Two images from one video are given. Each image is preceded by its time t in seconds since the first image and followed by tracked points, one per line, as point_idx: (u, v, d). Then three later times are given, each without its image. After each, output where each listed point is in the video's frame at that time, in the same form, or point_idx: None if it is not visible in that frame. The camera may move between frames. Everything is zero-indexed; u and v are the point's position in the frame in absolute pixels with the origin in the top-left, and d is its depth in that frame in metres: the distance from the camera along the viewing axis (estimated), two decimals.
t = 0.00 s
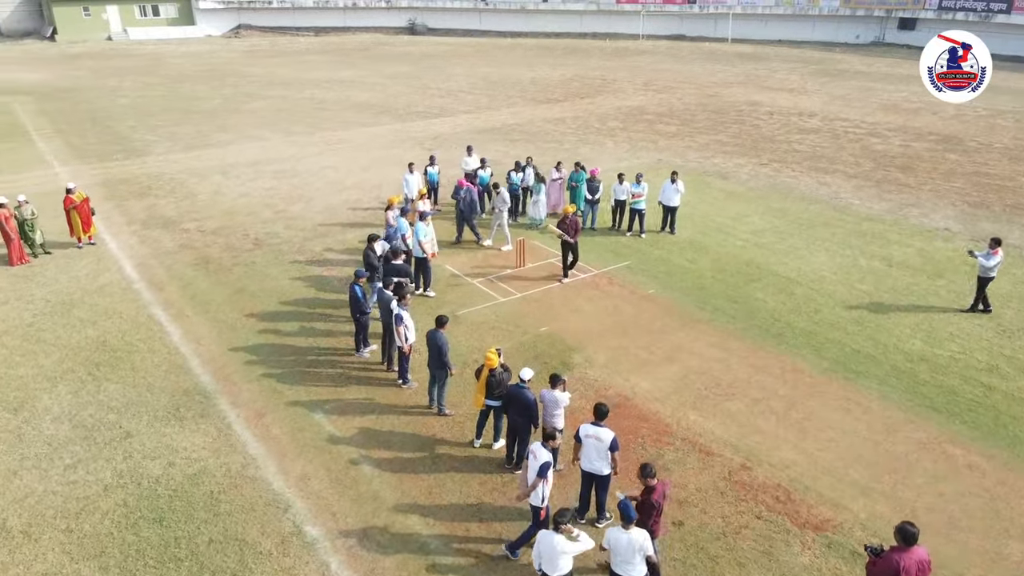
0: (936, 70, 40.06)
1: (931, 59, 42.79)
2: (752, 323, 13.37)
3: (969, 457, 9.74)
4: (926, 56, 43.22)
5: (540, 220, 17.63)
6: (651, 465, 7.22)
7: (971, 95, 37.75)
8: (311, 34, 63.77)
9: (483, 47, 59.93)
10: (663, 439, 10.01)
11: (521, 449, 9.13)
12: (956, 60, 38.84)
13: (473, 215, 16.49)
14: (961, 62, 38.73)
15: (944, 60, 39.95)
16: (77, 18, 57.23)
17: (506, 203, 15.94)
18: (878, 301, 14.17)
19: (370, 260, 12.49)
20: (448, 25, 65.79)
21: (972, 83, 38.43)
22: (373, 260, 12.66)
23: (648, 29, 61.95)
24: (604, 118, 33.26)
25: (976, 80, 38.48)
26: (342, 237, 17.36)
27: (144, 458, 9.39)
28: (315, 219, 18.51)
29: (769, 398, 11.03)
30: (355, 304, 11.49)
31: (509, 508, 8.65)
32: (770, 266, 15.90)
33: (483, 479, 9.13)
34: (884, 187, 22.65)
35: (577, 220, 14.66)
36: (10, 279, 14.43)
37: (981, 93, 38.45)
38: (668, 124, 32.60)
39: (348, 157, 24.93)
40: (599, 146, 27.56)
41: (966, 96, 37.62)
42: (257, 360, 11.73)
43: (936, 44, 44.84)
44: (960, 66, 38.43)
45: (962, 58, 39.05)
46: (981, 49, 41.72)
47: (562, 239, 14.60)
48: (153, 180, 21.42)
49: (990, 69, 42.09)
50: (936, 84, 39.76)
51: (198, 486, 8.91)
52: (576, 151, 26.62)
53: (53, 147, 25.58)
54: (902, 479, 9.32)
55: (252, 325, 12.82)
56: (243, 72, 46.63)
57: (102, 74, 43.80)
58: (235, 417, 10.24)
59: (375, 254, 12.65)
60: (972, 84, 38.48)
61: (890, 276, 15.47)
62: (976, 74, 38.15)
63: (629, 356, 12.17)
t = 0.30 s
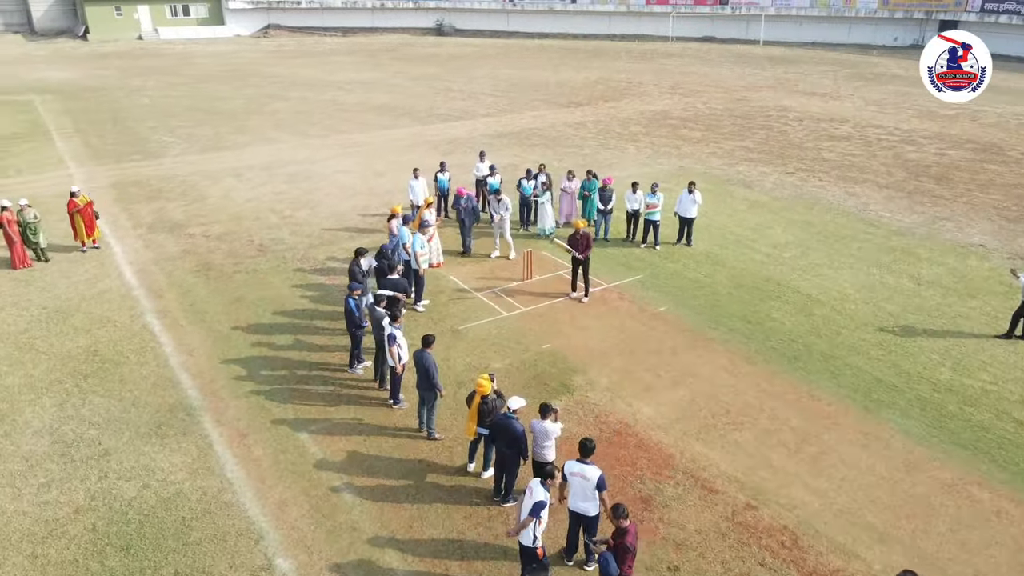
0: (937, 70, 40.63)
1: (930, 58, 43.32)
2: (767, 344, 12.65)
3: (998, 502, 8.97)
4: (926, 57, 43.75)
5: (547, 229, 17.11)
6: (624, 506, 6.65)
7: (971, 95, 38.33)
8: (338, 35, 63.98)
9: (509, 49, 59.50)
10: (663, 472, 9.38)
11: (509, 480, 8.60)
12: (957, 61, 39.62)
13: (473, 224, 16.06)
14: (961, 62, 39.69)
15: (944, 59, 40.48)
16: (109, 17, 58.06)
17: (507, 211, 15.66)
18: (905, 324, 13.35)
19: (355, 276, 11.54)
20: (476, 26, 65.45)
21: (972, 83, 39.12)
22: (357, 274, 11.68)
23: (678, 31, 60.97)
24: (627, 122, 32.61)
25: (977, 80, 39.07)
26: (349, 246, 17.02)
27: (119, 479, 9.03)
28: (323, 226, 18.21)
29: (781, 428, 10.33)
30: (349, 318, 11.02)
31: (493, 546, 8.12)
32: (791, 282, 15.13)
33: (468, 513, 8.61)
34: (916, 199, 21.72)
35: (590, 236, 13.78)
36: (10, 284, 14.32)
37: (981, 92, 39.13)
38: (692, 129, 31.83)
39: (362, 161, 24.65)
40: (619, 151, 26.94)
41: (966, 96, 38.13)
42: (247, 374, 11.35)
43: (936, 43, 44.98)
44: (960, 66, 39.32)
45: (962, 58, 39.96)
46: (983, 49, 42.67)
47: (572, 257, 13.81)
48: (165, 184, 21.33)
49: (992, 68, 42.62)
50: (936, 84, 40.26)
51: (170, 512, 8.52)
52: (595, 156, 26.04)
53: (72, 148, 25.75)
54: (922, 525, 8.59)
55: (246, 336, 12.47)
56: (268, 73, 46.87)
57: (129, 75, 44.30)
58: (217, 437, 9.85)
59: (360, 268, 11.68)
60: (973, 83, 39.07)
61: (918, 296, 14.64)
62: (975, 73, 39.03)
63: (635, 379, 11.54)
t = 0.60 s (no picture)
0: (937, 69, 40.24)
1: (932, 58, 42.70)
2: (781, 365, 11.99)
3: None
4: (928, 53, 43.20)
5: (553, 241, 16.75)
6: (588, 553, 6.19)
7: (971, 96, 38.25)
8: (368, 35, 64.08)
9: (538, 50, 58.99)
10: (659, 504, 8.84)
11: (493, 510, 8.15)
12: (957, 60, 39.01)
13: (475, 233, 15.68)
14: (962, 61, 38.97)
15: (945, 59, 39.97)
16: (142, 16, 58.81)
17: (509, 215, 15.22)
18: (931, 348, 12.58)
19: (343, 286, 10.97)
20: (505, 27, 65.10)
21: (972, 83, 38.65)
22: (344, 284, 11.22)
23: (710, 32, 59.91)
24: (651, 126, 31.93)
25: (976, 81, 38.59)
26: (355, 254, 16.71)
27: (95, 494, 8.78)
28: (331, 233, 17.96)
29: (789, 458, 9.71)
30: (344, 332, 10.60)
31: None
32: (810, 299, 14.40)
33: (449, 543, 8.19)
34: (950, 211, 20.76)
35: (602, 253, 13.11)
36: (14, 285, 14.32)
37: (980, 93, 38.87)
38: (718, 135, 30.97)
39: (378, 164, 24.41)
40: (640, 157, 26.25)
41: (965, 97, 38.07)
42: (237, 385, 11.09)
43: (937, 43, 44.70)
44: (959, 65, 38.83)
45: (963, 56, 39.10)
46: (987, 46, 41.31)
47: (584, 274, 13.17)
48: (180, 186, 21.34)
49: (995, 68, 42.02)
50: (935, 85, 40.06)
51: (142, 532, 8.23)
52: (615, 162, 25.39)
53: (93, 149, 25.99)
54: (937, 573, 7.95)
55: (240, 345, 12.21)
56: (295, 74, 47.07)
57: (159, 75, 44.88)
58: (200, 452, 9.57)
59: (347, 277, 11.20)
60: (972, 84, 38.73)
61: (947, 317, 13.83)
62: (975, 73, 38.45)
63: (637, 400, 10.99)
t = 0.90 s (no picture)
0: (937, 69, 42.94)
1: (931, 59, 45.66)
2: (805, 387, 11.35)
3: None
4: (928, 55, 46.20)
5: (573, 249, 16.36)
6: None
7: (971, 95, 39.54)
8: (411, 34, 64.41)
9: (580, 51, 58.58)
10: (662, 535, 8.37)
11: (481, 534, 7.78)
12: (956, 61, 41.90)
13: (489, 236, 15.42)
14: (961, 63, 41.96)
15: (944, 60, 43.07)
16: (191, 15, 60.14)
17: (528, 219, 14.85)
18: (970, 374, 11.76)
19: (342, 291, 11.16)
20: (548, 28, 64.78)
21: (972, 83, 40.48)
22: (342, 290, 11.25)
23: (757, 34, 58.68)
24: (688, 130, 31.23)
25: (976, 80, 40.49)
26: (373, 258, 16.54)
27: (88, 499, 8.69)
28: (353, 236, 17.84)
29: (806, 489, 9.13)
30: (350, 341, 10.34)
31: None
32: (842, 316, 13.68)
33: (438, 568, 7.85)
34: (1000, 225, 19.72)
35: (619, 266, 12.55)
36: (37, 282, 14.54)
37: (981, 91, 40.26)
38: (757, 140, 30.14)
39: (407, 166, 24.30)
40: (674, 162, 25.64)
41: (966, 95, 39.20)
42: (241, 390, 10.96)
43: (936, 43, 47.65)
44: (959, 66, 41.60)
45: (961, 58, 42.48)
46: (982, 48, 45.49)
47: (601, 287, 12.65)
48: (210, 186, 21.56)
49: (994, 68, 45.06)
50: (935, 85, 41.81)
51: (129, 541, 8.09)
52: (648, 167, 24.86)
53: (131, 147, 26.52)
54: None
55: (248, 349, 12.12)
56: (336, 73, 47.51)
57: (203, 75, 45.84)
58: (196, 459, 9.43)
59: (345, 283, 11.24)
60: (972, 84, 40.58)
61: (989, 340, 12.97)
62: (974, 73, 40.90)
63: (649, 420, 10.51)
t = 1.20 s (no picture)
0: (936, 70, 42.67)
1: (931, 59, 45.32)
2: (828, 406, 10.81)
3: None
4: (926, 57, 45.80)
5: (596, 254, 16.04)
6: None
7: (971, 95, 39.63)
8: (454, 35, 64.46)
9: (623, 53, 57.86)
10: (663, 561, 7.99)
11: (472, 552, 7.49)
12: (956, 61, 41.49)
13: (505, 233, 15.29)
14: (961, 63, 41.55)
15: (944, 59, 42.52)
16: (239, 13, 61.27)
17: (545, 223, 14.54)
18: (1012, 399, 10.99)
19: (346, 293, 10.95)
20: (591, 29, 64.18)
21: (971, 83, 40.52)
22: (346, 290, 11.00)
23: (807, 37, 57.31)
24: (727, 135, 30.50)
25: (976, 81, 40.53)
26: (394, 260, 16.42)
27: (87, 496, 8.72)
28: (376, 238, 17.76)
29: (821, 517, 8.63)
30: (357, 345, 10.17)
31: None
32: (874, 333, 13.00)
33: None
34: None
35: (632, 274, 12.19)
36: (65, 276, 14.85)
37: (981, 91, 40.57)
38: (798, 146, 29.16)
39: (436, 168, 24.24)
40: (709, 168, 24.93)
41: (967, 96, 39.30)
42: (248, 391, 10.93)
43: (937, 44, 47.32)
44: (959, 66, 41.32)
45: (962, 58, 41.94)
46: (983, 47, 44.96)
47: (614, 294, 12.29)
48: (241, 185, 21.86)
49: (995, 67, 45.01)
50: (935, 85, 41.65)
51: (122, 541, 8.08)
52: (681, 172, 24.23)
53: (170, 144, 27.09)
54: None
55: (259, 351, 12.12)
56: (377, 74, 47.91)
57: (247, 74, 46.72)
58: (196, 460, 9.41)
59: (350, 283, 10.98)
60: (972, 84, 40.53)
61: None
62: (974, 73, 40.80)
63: (659, 437, 10.11)
